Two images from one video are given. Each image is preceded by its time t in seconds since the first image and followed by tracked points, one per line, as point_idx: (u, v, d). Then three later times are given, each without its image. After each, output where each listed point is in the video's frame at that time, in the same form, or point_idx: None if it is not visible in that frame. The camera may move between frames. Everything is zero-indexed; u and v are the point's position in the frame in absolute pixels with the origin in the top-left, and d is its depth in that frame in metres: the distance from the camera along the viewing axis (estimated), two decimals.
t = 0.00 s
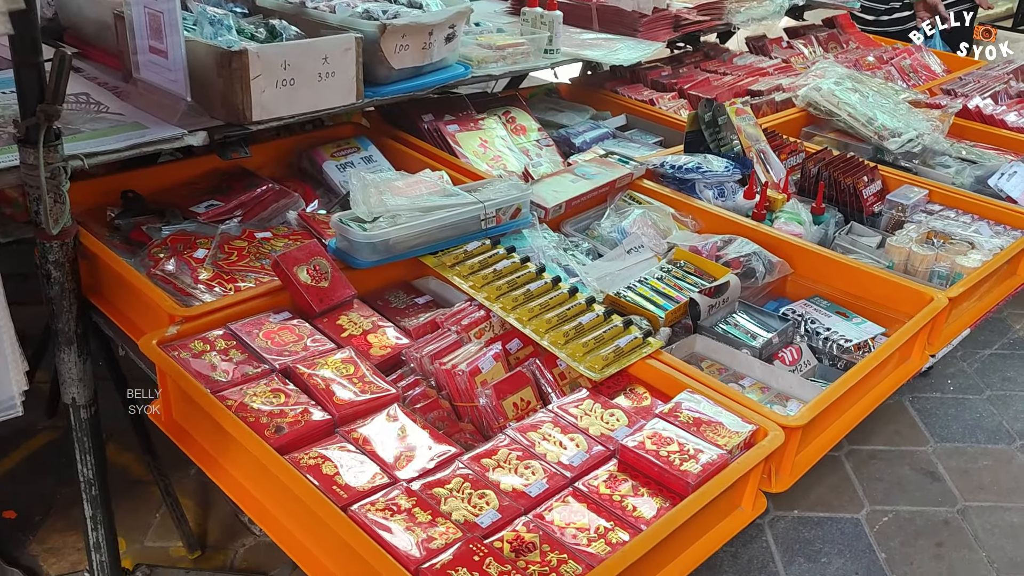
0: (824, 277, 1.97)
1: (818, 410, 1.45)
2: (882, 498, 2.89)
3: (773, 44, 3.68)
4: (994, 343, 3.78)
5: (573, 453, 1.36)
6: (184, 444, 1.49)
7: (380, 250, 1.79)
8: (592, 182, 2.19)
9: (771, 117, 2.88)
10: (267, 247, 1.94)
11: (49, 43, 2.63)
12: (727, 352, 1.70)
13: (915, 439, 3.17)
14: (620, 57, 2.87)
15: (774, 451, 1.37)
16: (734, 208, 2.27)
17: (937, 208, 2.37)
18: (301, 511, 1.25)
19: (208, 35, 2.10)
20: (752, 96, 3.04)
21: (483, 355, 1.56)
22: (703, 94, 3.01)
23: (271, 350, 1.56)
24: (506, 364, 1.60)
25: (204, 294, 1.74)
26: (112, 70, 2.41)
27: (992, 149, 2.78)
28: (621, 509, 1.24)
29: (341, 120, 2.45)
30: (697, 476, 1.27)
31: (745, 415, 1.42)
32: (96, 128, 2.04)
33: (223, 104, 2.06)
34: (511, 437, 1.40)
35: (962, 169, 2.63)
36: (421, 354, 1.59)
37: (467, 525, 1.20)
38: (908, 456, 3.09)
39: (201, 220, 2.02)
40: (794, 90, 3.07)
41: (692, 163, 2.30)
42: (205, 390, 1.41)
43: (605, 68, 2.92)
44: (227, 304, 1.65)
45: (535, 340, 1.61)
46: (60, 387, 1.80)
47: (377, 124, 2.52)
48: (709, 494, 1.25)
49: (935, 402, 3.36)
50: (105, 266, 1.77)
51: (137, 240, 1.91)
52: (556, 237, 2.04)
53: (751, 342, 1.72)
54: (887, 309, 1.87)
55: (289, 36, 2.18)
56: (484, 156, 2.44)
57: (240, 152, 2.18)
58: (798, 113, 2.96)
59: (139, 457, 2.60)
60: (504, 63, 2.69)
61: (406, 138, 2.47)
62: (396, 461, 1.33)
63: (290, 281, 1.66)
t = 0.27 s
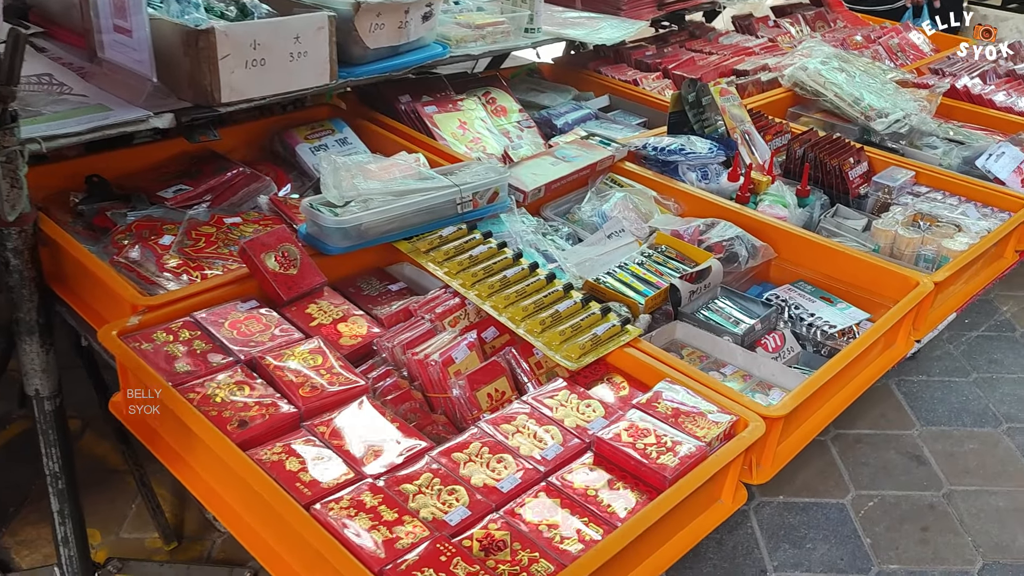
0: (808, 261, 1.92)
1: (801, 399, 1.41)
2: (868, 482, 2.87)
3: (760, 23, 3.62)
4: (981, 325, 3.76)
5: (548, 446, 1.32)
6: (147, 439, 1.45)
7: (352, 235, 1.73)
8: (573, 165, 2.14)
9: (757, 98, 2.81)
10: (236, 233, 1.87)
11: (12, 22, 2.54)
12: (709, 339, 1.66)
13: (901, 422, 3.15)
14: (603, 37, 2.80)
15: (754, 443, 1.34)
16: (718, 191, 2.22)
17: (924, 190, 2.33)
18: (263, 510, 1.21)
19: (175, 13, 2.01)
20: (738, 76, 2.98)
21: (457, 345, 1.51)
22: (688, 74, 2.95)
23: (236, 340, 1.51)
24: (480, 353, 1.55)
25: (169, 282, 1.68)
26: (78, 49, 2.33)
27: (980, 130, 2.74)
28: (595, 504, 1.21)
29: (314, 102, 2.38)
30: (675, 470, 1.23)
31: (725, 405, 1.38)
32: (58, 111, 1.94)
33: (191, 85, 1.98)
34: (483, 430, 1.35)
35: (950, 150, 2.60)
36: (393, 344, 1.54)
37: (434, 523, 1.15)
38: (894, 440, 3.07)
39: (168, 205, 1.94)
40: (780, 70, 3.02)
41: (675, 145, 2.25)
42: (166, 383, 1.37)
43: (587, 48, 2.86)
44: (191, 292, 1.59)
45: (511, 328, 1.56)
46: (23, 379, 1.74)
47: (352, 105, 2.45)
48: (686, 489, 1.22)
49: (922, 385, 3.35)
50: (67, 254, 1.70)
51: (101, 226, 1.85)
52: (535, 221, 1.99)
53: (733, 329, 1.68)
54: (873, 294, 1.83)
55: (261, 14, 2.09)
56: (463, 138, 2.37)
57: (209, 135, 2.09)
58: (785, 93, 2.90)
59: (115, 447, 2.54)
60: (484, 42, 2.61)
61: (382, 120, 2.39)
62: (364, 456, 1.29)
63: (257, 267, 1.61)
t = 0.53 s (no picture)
0: (788, 259, 1.85)
1: (778, 408, 1.34)
2: (849, 478, 2.83)
3: (741, 8, 3.54)
4: (964, 315, 3.73)
5: (511, 462, 1.24)
6: (86, 456, 1.36)
7: (308, 235, 1.64)
8: (543, 158, 2.05)
9: (736, 86, 2.74)
10: (189, 232, 1.76)
11: None
12: (683, 342, 1.59)
13: (884, 416, 3.11)
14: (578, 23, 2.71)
15: (729, 456, 1.27)
16: (695, 184, 2.17)
17: (906, 182, 2.27)
18: (204, 536, 1.13)
19: None
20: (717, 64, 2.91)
21: (416, 353, 1.43)
22: (666, 61, 2.87)
23: (182, 349, 1.42)
24: (442, 360, 1.47)
25: (114, 286, 1.58)
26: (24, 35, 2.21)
27: (964, 119, 2.68)
28: (559, 526, 1.13)
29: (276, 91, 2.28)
30: (644, 488, 1.16)
31: (698, 416, 1.31)
32: None
33: (140, 75, 1.89)
34: (442, 445, 1.27)
35: (933, 140, 2.54)
36: (350, 352, 1.46)
37: (386, 550, 1.08)
38: (876, 434, 3.03)
39: (117, 203, 1.84)
40: (761, 57, 2.94)
41: (651, 136, 2.17)
42: (103, 397, 1.28)
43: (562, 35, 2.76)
44: (136, 297, 1.50)
45: (475, 334, 1.48)
46: None
47: (316, 94, 2.35)
48: (656, 509, 1.15)
49: (904, 377, 3.31)
50: (5, 256, 1.60)
51: (44, 225, 1.74)
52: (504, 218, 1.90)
53: (708, 331, 1.61)
54: (854, 292, 1.77)
55: None
56: (432, 129, 2.26)
57: (162, 127, 1.98)
58: (765, 82, 2.83)
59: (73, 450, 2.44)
60: (454, 29, 2.50)
61: (347, 110, 2.28)
62: (313, 474, 1.20)
63: (207, 270, 1.53)
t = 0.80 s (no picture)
0: (770, 267, 1.76)
1: (758, 438, 1.25)
2: (832, 484, 2.76)
3: None
4: (948, 313, 3.67)
5: (469, 503, 1.13)
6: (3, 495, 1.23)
7: (256, 246, 1.50)
8: (512, 159, 1.93)
9: (717, 81, 2.65)
10: (130, 242, 1.63)
11: None
12: (657, 360, 1.49)
13: (867, 419, 3.04)
14: (553, 14, 2.57)
15: (707, 492, 1.17)
16: (673, 185, 2.07)
17: (893, 183, 2.18)
18: None
19: None
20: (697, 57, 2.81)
21: (369, 378, 1.31)
22: (644, 55, 2.76)
23: (112, 376, 1.29)
24: (400, 384, 1.36)
25: (41, 304, 1.45)
26: None
27: (951, 115, 2.61)
28: None
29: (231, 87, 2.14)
30: (615, 533, 1.05)
31: (674, 447, 1.20)
32: None
33: (76, 73, 1.68)
34: (394, 484, 1.16)
35: (919, 137, 2.49)
36: (298, 376, 1.34)
37: None
38: (859, 438, 2.96)
39: (51, 209, 1.68)
40: (741, 51, 2.84)
41: (627, 136, 2.08)
42: (18, 434, 1.15)
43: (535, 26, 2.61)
44: (63, 317, 1.38)
45: (435, 355, 1.37)
46: None
47: (274, 90, 2.22)
48: (627, 556, 1.04)
49: (888, 378, 3.24)
50: None
51: None
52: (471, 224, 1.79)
53: (685, 348, 1.50)
54: (839, 304, 1.68)
55: None
56: (396, 128, 2.13)
57: (103, 128, 1.82)
58: (746, 76, 2.74)
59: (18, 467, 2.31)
60: (420, 21, 2.34)
61: (306, 107, 2.15)
62: (251, 519, 1.09)
63: (143, 287, 1.40)
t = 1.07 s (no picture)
0: (761, 265, 1.67)
1: (751, 452, 1.16)
2: (821, 484, 2.69)
3: None
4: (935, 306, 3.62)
5: (436, 528, 1.00)
6: None
7: (210, 244, 1.37)
8: (488, 151, 1.82)
9: (703, 69, 2.56)
10: (76, 238, 1.48)
11: None
12: (642, 365, 1.39)
13: (856, 416, 2.98)
14: None
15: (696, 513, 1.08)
16: (658, 177, 1.98)
17: (886, 176, 2.10)
18: None
19: None
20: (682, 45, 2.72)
21: (331, 389, 1.19)
22: (627, 41, 2.66)
23: (46, 388, 1.15)
24: (364, 396, 1.24)
25: None
26: None
27: (943, 105, 2.54)
28: None
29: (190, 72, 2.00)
30: (596, 561, 0.95)
31: (660, 463, 1.11)
32: None
33: (19, 57, 1.51)
34: (351, 505, 1.03)
35: (912, 127, 2.42)
36: (253, 387, 1.21)
37: None
38: (848, 436, 2.90)
39: None
40: (728, 37, 2.75)
41: (609, 126, 1.98)
42: None
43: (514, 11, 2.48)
44: None
45: (402, 362, 1.25)
46: None
47: (237, 76, 2.09)
48: None
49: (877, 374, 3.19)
50: None
51: None
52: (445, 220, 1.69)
53: (671, 353, 1.41)
54: (833, 304, 1.59)
55: None
56: (367, 117, 2.02)
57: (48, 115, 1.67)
58: (734, 63, 2.65)
59: None
60: (393, 5, 2.23)
61: (271, 95, 2.02)
62: (195, 548, 0.97)
63: (86, 290, 1.26)
